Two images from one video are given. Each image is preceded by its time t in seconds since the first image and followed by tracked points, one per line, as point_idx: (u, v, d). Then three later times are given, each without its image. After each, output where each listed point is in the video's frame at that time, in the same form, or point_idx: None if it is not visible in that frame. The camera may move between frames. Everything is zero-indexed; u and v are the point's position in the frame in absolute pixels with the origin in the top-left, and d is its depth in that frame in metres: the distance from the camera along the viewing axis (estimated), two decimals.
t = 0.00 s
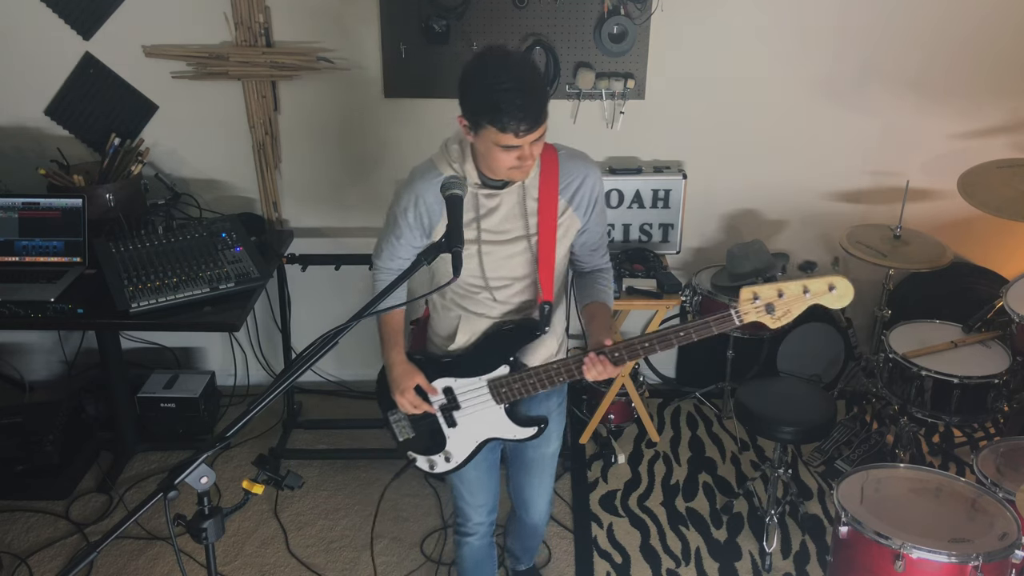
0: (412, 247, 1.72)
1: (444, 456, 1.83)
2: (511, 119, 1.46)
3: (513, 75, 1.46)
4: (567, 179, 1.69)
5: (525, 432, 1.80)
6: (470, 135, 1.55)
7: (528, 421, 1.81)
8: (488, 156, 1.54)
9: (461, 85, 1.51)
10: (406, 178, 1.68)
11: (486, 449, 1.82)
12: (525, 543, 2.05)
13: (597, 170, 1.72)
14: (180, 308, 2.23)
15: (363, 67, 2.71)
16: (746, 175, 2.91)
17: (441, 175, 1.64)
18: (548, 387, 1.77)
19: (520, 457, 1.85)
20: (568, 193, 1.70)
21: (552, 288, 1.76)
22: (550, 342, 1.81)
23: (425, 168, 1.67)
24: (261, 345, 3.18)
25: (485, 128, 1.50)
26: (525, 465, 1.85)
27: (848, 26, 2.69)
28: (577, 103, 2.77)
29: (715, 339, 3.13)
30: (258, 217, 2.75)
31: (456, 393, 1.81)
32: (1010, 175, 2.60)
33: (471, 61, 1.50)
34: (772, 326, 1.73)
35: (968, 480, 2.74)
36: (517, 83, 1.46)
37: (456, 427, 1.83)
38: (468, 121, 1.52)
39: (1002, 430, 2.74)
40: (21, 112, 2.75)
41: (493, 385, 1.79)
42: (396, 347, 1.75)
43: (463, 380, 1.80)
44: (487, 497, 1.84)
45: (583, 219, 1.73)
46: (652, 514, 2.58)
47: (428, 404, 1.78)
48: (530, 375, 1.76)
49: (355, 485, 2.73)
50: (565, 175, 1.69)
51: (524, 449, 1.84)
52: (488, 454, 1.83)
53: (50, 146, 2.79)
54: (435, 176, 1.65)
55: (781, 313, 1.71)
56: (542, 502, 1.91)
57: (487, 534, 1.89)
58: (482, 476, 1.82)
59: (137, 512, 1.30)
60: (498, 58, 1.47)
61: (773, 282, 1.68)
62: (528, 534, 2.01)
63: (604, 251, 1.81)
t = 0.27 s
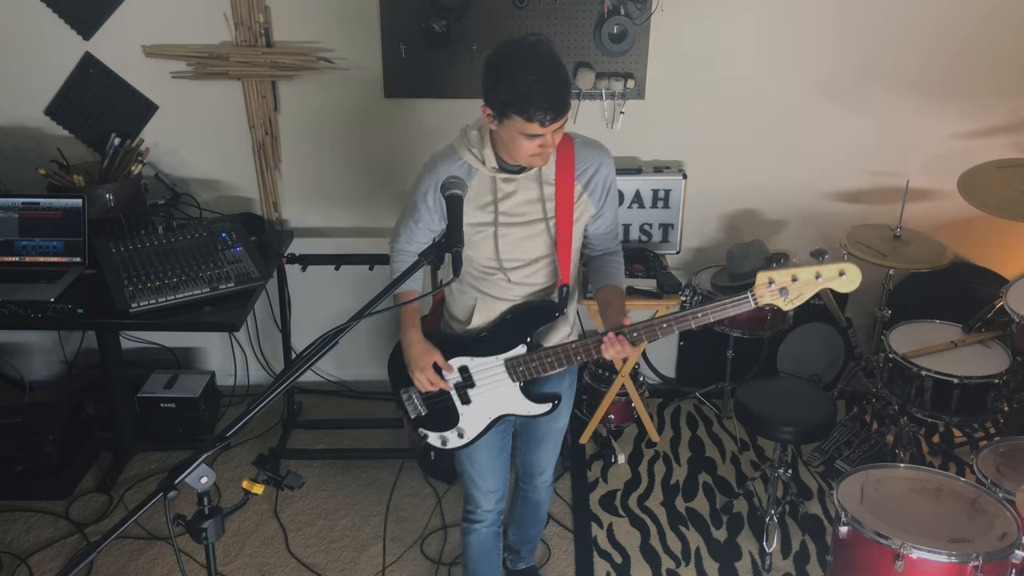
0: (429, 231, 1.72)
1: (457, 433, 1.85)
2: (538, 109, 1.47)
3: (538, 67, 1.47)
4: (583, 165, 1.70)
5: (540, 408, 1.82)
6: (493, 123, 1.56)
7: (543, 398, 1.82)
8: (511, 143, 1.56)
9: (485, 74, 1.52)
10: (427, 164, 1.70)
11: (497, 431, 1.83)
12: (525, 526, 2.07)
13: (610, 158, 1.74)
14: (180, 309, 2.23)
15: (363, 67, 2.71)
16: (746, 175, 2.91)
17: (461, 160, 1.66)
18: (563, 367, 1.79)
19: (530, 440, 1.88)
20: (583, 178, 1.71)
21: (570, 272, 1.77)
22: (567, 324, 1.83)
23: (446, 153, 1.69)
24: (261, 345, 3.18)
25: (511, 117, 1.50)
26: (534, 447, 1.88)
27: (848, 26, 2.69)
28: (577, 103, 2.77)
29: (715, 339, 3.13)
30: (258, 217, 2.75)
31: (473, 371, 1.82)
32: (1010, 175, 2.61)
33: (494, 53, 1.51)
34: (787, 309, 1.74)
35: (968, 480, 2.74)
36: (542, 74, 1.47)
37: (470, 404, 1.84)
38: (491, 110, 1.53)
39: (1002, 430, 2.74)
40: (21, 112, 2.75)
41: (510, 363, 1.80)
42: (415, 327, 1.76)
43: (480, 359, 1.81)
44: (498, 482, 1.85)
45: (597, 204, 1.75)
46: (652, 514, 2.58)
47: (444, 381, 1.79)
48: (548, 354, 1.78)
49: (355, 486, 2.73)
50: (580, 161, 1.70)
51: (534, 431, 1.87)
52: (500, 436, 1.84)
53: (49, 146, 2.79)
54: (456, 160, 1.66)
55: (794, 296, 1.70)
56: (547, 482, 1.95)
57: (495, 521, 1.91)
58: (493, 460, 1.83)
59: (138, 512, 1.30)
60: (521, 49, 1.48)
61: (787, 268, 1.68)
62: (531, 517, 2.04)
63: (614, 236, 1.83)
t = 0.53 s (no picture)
0: (437, 223, 1.73)
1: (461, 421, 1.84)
2: (542, 97, 1.49)
3: (541, 57, 1.49)
4: (587, 156, 1.71)
5: (544, 396, 1.81)
6: (499, 114, 1.58)
7: (546, 387, 1.81)
8: (516, 133, 1.57)
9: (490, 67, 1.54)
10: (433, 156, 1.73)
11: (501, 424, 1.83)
12: (525, 525, 2.06)
13: (615, 151, 1.74)
14: (180, 309, 2.23)
15: (363, 67, 2.71)
16: (746, 175, 2.91)
17: (467, 150, 1.69)
18: (567, 356, 1.79)
19: (533, 436, 1.88)
20: (587, 169, 1.72)
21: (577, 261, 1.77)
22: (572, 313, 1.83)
23: (452, 145, 1.72)
24: (261, 345, 3.18)
25: (515, 106, 1.52)
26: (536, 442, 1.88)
27: (848, 25, 2.69)
28: (577, 103, 2.77)
29: (715, 339, 3.13)
30: (258, 217, 2.75)
31: (478, 359, 1.82)
32: (1010, 175, 2.61)
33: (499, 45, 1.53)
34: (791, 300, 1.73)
35: (968, 480, 2.74)
36: (545, 64, 1.49)
37: (474, 392, 1.83)
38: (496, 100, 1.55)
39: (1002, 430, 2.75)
40: (21, 112, 2.74)
41: (516, 352, 1.80)
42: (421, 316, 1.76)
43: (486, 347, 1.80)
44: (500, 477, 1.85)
45: (602, 195, 1.74)
46: (652, 514, 2.58)
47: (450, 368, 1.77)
48: (553, 342, 1.77)
49: (355, 486, 2.73)
50: (584, 152, 1.71)
51: (537, 427, 1.87)
52: (504, 430, 1.84)
53: (49, 146, 2.79)
54: (462, 150, 1.69)
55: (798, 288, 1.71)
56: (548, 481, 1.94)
57: (496, 518, 1.91)
58: (496, 454, 1.83)
59: (138, 512, 1.30)
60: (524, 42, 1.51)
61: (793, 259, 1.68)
62: (531, 516, 2.03)
63: (617, 228, 1.84)
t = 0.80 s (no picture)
0: (439, 222, 1.73)
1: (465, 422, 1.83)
2: (545, 82, 1.50)
3: (542, 45, 1.51)
4: (586, 152, 1.71)
5: (547, 393, 1.81)
6: (501, 105, 1.59)
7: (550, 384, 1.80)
8: (518, 123, 1.58)
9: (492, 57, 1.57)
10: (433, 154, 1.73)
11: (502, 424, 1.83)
12: (523, 526, 2.06)
13: (612, 147, 1.75)
14: (180, 309, 2.23)
15: (363, 67, 2.71)
16: (746, 175, 2.91)
17: (467, 145, 1.69)
18: (569, 353, 1.78)
19: (533, 436, 1.89)
20: (585, 165, 1.72)
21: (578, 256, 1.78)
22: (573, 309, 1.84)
23: (452, 141, 1.72)
24: (261, 345, 3.18)
25: (518, 93, 1.53)
26: (536, 443, 1.89)
27: (848, 25, 2.68)
28: (576, 103, 2.77)
29: (715, 339, 3.13)
30: (258, 217, 2.75)
31: (480, 358, 1.80)
32: (1011, 175, 2.60)
33: (501, 37, 1.56)
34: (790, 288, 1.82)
35: (968, 480, 2.74)
36: (546, 51, 1.51)
37: (477, 392, 1.82)
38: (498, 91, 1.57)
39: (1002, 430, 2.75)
40: (21, 113, 2.75)
41: (519, 350, 1.78)
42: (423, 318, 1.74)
43: (488, 345, 1.79)
44: (499, 478, 1.84)
45: (601, 191, 1.75)
46: (652, 514, 2.58)
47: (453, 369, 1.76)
48: (557, 338, 1.76)
49: (355, 486, 2.73)
50: (582, 148, 1.72)
51: (536, 427, 1.88)
52: (505, 430, 1.84)
53: (49, 146, 2.79)
54: (462, 146, 1.69)
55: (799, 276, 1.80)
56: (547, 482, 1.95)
57: (494, 519, 1.90)
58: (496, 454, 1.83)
59: (137, 512, 1.29)
60: (523, 34, 1.53)
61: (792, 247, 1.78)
62: (529, 517, 2.03)
63: (618, 224, 1.84)
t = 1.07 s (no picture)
0: (438, 228, 1.72)
1: (464, 426, 1.82)
2: (542, 80, 1.51)
3: (536, 44, 1.52)
4: (583, 155, 1.71)
5: (547, 398, 1.81)
6: (499, 108, 1.59)
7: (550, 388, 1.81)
8: (518, 126, 1.58)
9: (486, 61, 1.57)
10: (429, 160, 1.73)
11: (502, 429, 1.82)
12: (524, 526, 2.07)
13: (609, 150, 1.75)
14: (180, 309, 2.23)
15: (363, 68, 2.71)
16: (746, 175, 2.91)
17: (463, 150, 1.69)
18: (570, 356, 1.79)
19: (532, 440, 1.89)
20: (583, 168, 1.72)
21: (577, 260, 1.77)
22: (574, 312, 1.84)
23: (448, 146, 1.71)
24: (261, 345, 3.18)
25: (515, 94, 1.54)
26: (535, 447, 1.89)
27: (848, 26, 2.69)
28: (577, 103, 2.77)
29: (715, 339, 3.13)
30: (258, 217, 2.75)
31: (480, 363, 1.80)
32: (1011, 175, 2.60)
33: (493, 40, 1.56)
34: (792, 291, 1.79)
35: (968, 480, 2.74)
36: (541, 49, 1.52)
37: (477, 397, 1.82)
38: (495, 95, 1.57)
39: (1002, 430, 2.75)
40: (20, 112, 2.75)
41: (519, 353, 1.78)
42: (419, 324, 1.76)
43: (487, 349, 1.79)
44: (500, 482, 1.84)
45: (599, 194, 1.75)
46: (652, 514, 2.58)
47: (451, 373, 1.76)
48: (558, 342, 1.76)
49: (355, 486, 2.73)
50: (580, 151, 1.71)
51: (536, 431, 1.88)
52: (504, 435, 1.84)
53: (49, 146, 2.79)
54: (458, 151, 1.69)
55: (800, 278, 1.78)
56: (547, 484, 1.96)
57: (495, 523, 1.91)
58: (497, 459, 1.83)
59: (137, 512, 1.30)
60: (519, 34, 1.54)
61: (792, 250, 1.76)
62: (530, 517, 2.04)
63: (615, 226, 1.83)
